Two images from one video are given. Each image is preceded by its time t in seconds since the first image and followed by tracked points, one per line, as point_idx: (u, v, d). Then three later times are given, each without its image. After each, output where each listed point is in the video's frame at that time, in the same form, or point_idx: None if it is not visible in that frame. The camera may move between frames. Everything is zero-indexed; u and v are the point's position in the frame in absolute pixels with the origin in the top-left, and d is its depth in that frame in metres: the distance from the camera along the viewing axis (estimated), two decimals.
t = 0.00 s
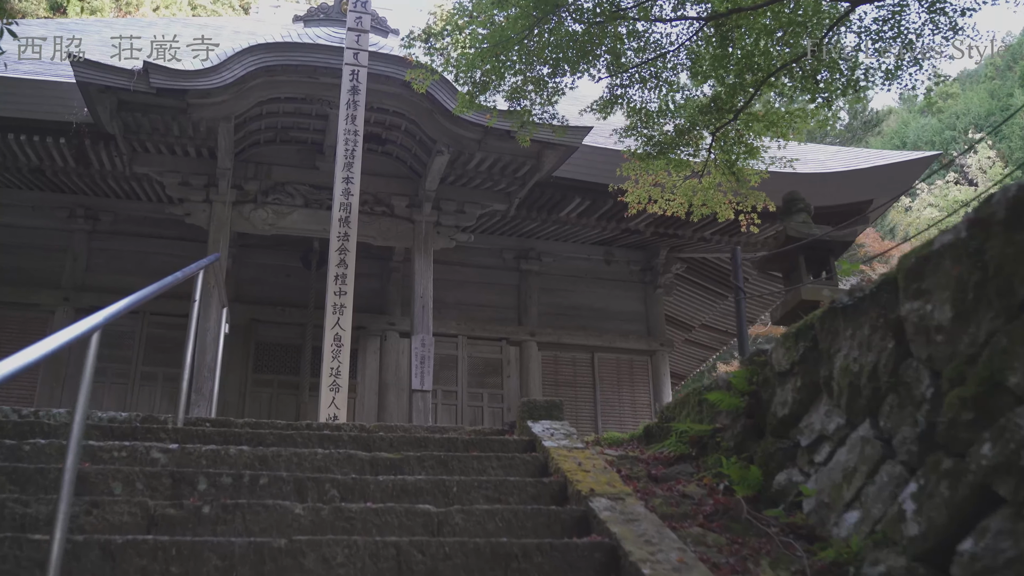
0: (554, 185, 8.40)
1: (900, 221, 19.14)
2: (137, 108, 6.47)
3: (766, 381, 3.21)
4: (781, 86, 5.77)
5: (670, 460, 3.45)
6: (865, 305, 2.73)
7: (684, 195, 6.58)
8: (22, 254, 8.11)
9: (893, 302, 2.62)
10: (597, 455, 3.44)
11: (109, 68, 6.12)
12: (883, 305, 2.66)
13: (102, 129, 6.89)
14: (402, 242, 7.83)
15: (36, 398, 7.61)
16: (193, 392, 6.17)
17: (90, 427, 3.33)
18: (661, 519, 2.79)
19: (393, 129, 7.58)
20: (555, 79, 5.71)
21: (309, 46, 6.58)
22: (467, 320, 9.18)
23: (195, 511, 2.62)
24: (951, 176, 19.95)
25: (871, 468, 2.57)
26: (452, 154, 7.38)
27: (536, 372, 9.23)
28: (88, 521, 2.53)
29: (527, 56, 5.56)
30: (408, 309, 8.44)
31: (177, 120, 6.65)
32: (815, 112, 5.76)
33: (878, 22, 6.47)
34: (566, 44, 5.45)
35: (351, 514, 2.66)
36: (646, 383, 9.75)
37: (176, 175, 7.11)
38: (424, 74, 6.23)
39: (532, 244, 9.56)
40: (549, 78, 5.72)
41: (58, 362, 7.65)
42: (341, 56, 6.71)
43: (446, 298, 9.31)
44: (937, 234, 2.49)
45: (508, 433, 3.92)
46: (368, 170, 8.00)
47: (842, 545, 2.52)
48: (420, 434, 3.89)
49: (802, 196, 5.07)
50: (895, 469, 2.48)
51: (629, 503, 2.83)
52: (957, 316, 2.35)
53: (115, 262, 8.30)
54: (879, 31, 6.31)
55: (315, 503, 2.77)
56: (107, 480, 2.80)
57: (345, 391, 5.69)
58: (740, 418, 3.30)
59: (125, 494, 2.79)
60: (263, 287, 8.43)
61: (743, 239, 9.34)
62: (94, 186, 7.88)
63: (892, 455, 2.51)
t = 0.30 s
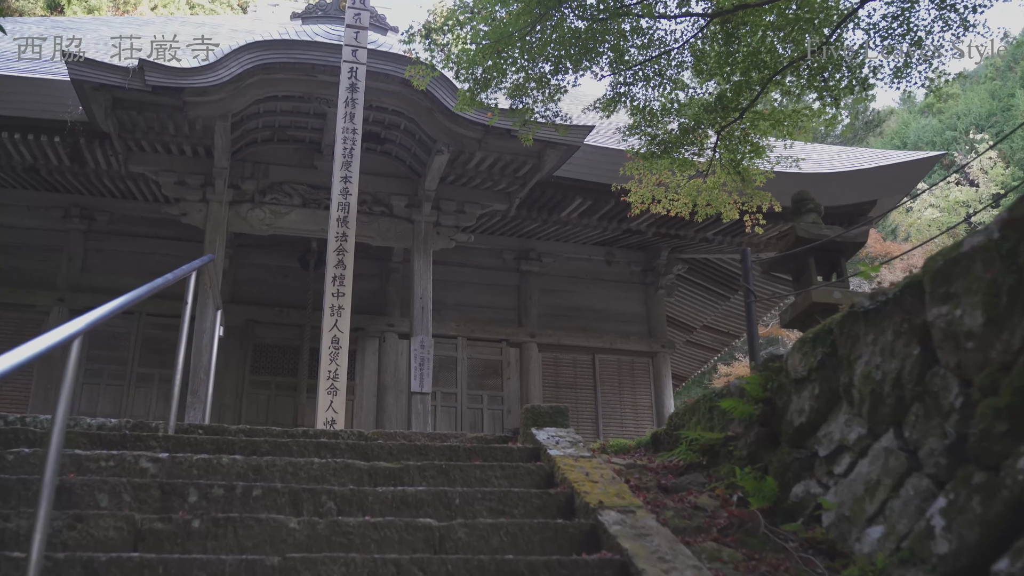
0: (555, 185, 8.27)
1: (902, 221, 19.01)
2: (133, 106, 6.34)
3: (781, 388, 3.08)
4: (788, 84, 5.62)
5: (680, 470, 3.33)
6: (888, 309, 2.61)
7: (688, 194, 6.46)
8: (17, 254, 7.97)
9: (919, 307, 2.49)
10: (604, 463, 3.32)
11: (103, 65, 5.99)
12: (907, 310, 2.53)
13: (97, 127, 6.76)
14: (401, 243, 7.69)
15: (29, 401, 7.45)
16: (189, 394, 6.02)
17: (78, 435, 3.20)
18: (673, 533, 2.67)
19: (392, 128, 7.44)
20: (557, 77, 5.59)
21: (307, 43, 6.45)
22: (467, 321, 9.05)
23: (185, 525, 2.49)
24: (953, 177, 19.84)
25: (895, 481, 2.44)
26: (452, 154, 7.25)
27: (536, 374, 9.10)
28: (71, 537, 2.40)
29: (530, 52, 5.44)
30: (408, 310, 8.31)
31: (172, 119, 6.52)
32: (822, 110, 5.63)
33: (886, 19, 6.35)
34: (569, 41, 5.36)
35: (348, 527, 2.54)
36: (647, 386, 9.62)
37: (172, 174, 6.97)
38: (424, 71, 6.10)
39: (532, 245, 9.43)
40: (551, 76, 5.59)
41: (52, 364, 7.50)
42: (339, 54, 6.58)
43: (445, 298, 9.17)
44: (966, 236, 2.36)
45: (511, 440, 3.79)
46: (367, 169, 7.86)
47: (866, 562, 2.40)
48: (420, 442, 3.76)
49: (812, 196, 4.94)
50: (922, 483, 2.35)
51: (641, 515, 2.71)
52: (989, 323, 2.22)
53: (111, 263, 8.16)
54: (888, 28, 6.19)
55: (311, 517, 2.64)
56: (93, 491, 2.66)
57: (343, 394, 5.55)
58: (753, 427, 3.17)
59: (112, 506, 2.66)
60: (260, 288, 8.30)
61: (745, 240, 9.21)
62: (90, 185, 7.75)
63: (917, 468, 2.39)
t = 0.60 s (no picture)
0: (555, 184, 8.14)
1: (902, 220, 18.91)
2: (127, 104, 6.20)
3: (795, 395, 2.95)
4: (793, 80, 5.48)
5: (690, 480, 3.20)
6: (911, 314, 2.48)
7: (692, 193, 6.33)
8: (11, 254, 7.82)
9: (945, 312, 2.36)
10: (610, 473, 3.20)
11: (96, 62, 5.84)
12: (932, 316, 2.40)
13: (91, 125, 6.62)
14: (399, 243, 7.56)
15: (24, 402, 7.28)
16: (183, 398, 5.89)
17: (62, 445, 3.06)
18: (685, 550, 2.54)
19: (390, 126, 7.30)
20: (558, 74, 5.45)
21: (303, 40, 6.31)
22: (467, 321, 8.92)
23: (171, 542, 2.35)
24: (954, 175, 19.72)
25: (920, 495, 2.31)
26: (451, 152, 7.11)
27: (536, 374, 8.96)
28: (48, 557, 2.26)
29: (531, 48, 5.30)
30: (406, 311, 8.17)
31: (167, 117, 6.38)
32: (829, 107, 5.49)
33: (894, 14, 6.21)
34: (568, 37, 5.24)
35: (343, 545, 2.41)
36: (648, 387, 9.48)
37: (167, 173, 6.83)
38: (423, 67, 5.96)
39: (532, 245, 9.29)
40: (552, 73, 5.46)
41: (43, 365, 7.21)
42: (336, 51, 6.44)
43: (444, 299, 9.04)
44: (998, 238, 2.23)
45: (514, 448, 3.66)
46: (364, 167, 7.72)
47: None
48: (418, 450, 3.63)
49: (822, 195, 4.80)
50: (949, 498, 2.22)
51: (651, 531, 2.58)
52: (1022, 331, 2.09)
53: (106, 263, 8.01)
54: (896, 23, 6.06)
55: (305, 533, 2.50)
56: (75, 506, 2.53)
57: (340, 398, 5.42)
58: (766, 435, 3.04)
59: (96, 521, 2.52)
60: (257, 288, 8.16)
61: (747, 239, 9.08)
62: (85, 185, 7.60)
63: (943, 482, 2.26)
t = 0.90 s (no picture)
0: (556, 184, 8.02)
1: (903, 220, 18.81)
2: (122, 102, 6.08)
3: (812, 403, 2.84)
4: (800, 78, 5.36)
5: (701, 491, 3.09)
6: (937, 320, 2.36)
7: (696, 193, 6.21)
8: (6, 254, 7.69)
9: (974, 319, 2.25)
10: (619, 484, 3.08)
11: (89, 60, 5.70)
12: (960, 322, 2.28)
13: (86, 124, 6.49)
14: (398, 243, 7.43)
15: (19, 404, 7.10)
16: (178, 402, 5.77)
17: (52, 454, 2.93)
18: (700, 567, 2.43)
19: (388, 125, 7.17)
20: (560, 72, 5.34)
21: (301, 38, 6.19)
22: (466, 322, 8.80)
23: (160, 560, 2.23)
24: (954, 175, 19.62)
25: (948, 511, 2.19)
26: (450, 151, 6.99)
27: (537, 376, 8.85)
28: None
29: (532, 45, 5.19)
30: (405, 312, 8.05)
31: (162, 116, 6.25)
32: (836, 106, 5.37)
33: (901, 11, 6.09)
34: (569, 35, 5.12)
35: (340, 562, 2.29)
36: (650, 390, 9.37)
37: (163, 173, 6.70)
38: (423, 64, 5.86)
39: (533, 245, 9.17)
40: (554, 71, 5.34)
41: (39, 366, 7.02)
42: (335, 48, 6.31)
43: (444, 300, 8.91)
44: None
45: (518, 457, 3.56)
46: (363, 167, 7.59)
47: None
48: (418, 459, 3.51)
49: (832, 194, 4.69)
50: (980, 514, 2.10)
51: (664, 547, 2.47)
52: None
53: (102, 264, 7.88)
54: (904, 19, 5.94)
55: (300, 549, 2.38)
56: (60, 520, 2.40)
57: (338, 402, 5.30)
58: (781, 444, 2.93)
59: (82, 537, 2.40)
60: (254, 289, 8.03)
61: (750, 239, 8.96)
62: (80, 185, 7.47)
63: (973, 497, 2.15)
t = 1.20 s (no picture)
0: (559, 183, 7.89)
1: (904, 220, 18.74)
2: (120, 100, 5.94)
3: (837, 412, 2.71)
4: (810, 76, 5.23)
5: (721, 505, 2.99)
6: (975, 326, 2.23)
7: (702, 193, 6.09)
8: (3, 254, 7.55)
9: (1017, 326, 2.12)
10: (635, 495, 2.97)
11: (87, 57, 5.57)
12: (1001, 329, 2.16)
13: (83, 122, 6.36)
14: (399, 243, 7.31)
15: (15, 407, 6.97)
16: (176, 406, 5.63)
17: (45, 464, 2.81)
18: None
19: (389, 123, 7.04)
20: (564, 70, 5.23)
21: (302, 34, 6.06)
22: (467, 322, 8.68)
23: None
24: (955, 176, 19.53)
25: (990, 529, 2.07)
26: (453, 150, 6.87)
27: (539, 377, 8.74)
28: None
29: (536, 42, 5.07)
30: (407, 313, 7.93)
31: (160, 113, 6.12)
32: (848, 104, 5.25)
33: (913, 6, 5.97)
34: (574, 33, 5.02)
35: None
36: (653, 391, 9.25)
37: (162, 171, 6.57)
38: (426, 60, 5.73)
39: (534, 245, 9.05)
40: (559, 68, 5.23)
41: (36, 367, 6.89)
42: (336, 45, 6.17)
43: (445, 300, 8.78)
44: None
45: (528, 466, 3.47)
46: (363, 165, 7.46)
47: None
48: (424, 467, 3.41)
49: (847, 194, 4.58)
50: None
51: (688, 565, 2.36)
52: None
53: (99, 263, 7.74)
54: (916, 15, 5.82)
55: (301, 568, 2.26)
56: (51, 536, 2.28)
57: (339, 405, 5.17)
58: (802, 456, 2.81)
59: (74, 554, 2.27)
60: (254, 289, 7.91)
61: (754, 239, 8.84)
62: (77, 183, 7.34)
63: (1018, 514, 2.02)
